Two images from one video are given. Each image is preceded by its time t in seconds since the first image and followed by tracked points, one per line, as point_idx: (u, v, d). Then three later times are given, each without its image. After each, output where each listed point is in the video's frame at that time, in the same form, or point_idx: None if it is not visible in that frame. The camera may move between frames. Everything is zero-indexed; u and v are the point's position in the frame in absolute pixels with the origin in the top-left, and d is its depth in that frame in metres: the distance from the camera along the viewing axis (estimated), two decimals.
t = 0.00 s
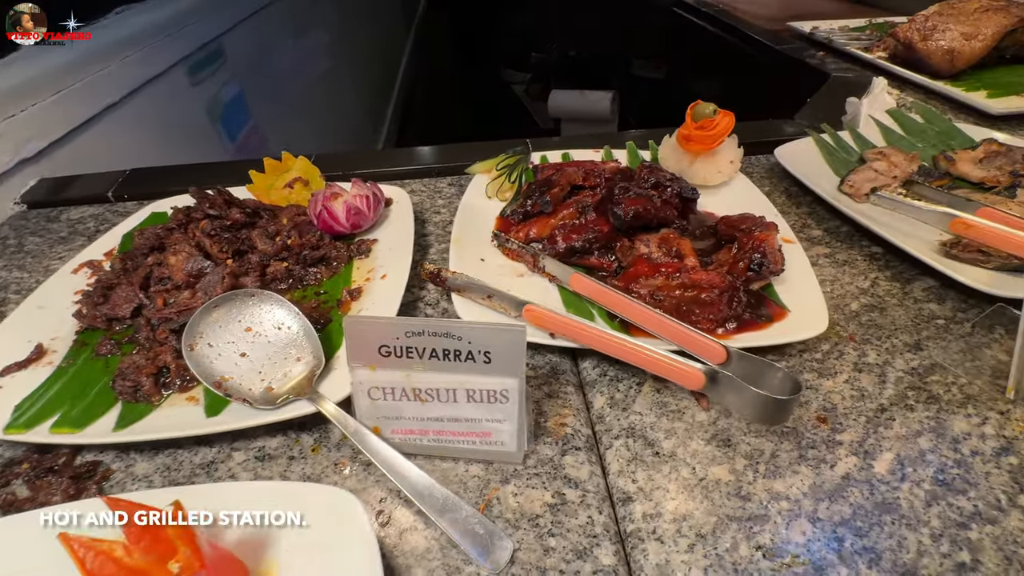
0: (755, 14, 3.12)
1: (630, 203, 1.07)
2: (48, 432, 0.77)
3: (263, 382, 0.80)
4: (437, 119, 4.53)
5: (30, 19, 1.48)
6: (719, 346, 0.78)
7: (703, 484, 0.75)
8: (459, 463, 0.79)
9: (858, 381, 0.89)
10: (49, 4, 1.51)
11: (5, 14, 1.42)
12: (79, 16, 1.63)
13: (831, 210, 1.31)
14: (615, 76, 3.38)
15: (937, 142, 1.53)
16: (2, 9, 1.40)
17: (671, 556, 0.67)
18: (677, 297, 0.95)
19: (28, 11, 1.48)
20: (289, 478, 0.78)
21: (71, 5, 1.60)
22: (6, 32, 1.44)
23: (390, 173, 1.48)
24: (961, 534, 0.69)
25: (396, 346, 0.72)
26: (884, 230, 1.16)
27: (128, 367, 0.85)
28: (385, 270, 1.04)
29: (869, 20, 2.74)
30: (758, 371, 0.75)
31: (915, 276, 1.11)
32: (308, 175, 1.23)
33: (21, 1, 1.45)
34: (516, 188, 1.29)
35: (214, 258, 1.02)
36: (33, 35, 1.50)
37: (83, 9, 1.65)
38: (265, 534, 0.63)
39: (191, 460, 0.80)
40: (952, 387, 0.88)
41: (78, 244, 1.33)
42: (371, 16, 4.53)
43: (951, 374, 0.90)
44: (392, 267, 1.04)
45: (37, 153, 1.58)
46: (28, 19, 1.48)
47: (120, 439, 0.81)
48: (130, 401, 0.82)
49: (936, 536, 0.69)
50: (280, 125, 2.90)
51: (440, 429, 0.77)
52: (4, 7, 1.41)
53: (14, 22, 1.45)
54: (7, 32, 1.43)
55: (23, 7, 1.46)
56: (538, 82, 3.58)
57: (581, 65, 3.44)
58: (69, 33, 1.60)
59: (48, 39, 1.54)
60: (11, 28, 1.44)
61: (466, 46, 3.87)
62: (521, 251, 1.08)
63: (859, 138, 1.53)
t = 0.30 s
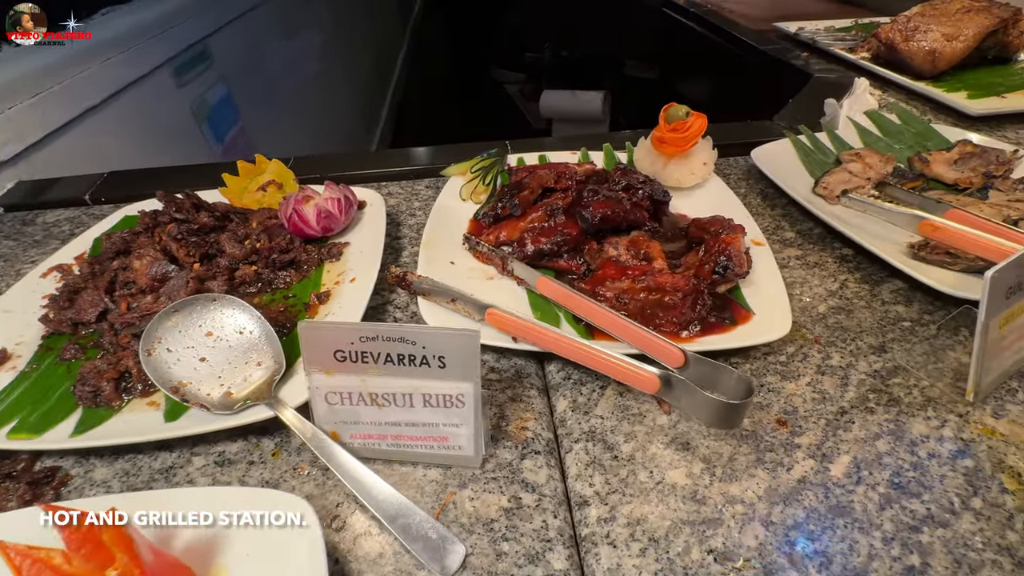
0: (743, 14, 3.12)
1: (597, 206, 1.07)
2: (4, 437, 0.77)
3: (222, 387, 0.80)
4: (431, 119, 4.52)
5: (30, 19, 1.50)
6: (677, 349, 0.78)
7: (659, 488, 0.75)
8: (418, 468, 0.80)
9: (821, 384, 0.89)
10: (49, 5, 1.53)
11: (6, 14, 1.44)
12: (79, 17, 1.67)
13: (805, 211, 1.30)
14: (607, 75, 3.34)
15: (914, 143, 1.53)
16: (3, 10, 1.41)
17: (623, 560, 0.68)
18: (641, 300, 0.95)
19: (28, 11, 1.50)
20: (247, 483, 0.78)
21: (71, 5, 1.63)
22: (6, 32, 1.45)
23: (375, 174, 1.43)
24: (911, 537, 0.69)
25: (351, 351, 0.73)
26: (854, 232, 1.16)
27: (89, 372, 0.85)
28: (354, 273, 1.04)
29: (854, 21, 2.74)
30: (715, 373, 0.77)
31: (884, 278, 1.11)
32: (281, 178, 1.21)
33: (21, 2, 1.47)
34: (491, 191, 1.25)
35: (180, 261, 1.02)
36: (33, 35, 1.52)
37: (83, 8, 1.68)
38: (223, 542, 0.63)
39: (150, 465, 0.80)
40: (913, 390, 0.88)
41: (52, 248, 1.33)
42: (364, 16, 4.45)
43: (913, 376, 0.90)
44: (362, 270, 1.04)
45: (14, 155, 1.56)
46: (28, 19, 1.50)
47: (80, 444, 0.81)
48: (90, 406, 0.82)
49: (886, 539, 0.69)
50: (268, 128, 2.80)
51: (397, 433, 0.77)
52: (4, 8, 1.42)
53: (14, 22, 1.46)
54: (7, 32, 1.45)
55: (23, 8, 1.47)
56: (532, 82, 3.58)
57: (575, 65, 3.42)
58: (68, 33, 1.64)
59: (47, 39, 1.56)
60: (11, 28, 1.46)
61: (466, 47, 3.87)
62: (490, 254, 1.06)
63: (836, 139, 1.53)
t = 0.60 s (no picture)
0: (736, 15, 3.13)
1: (579, 208, 1.07)
2: None
3: (202, 389, 0.80)
4: (429, 119, 4.53)
5: (30, 19, 1.52)
6: (651, 351, 0.80)
7: (632, 488, 0.76)
8: (396, 469, 0.80)
9: (796, 386, 0.90)
10: (48, 5, 1.56)
11: (6, 14, 1.47)
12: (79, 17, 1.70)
13: (788, 212, 1.31)
14: (604, 78, 3.32)
15: (899, 144, 1.53)
16: (3, 10, 1.44)
17: (593, 560, 0.69)
18: (620, 301, 0.96)
19: (28, 11, 1.52)
20: (226, 484, 0.79)
21: (71, 5, 1.66)
22: (7, 32, 1.48)
23: (364, 176, 1.44)
24: (880, 537, 0.70)
25: (327, 353, 0.73)
26: (835, 234, 1.17)
27: (71, 374, 0.86)
28: (338, 275, 1.05)
29: (846, 21, 2.75)
30: (689, 374, 0.78)
31: (864, 279, 1.12)
32: (269, 181, 1.21)
33: (21, 2, 1.49)
34: (476, 193, 1.26)
35: (163, 264, 1.03)
36: (33, 35, 1.54)
37: (82, 8, 1.71)
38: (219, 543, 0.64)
39: (131, 466, 0.81)
40: (888, 391, 0.89)
41: (41, 250, 1.34)
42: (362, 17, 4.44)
43: (889, 377, 0.91)
44: (346, 272, 1.05)
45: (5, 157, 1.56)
46: (29, 19, 1.53)
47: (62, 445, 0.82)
48: (72, 408, 0.82)
49: (854, 539, 0.70)
50: (264, 129, 2.78)
51: (374, 434, 0.77)
52: (4, 8, 1.45)
53: (14, 22, 1.49)
54: (7, 32, 1.47)
55: (23, 8, 1.50)
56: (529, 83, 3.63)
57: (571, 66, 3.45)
58: (68, 33, 1.66)
59: (47, 38, 1.59)
60: (11, 28, 1.49)
61: (465, 48, 3.89)
62: (473, 256, 1.07)
63: (821, 140, 1.53)
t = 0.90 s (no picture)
0: (734, 13, 3.12)
1: (567, 208, 1.08)
2: None
3: (189, 388, 0.81)
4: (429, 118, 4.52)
5: (30, 19, 1.54)
6: (635, 350, 0.80)
7: (615, 487, 0.77)
8: (381, 467, 0.81)
9: (781, 384, 0.90)
10: (49, 5, 1.58)
11: (6, 14, 1.48)
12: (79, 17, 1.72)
13: (779, 211, 1.31)
14: (603, 76, 3.30)
15: (891, 142, 1.53)
16: (3, 11, 1.46)
17: (574, 557, 0.70)
18: (606, 301, 0.96)
19: (28, 11, 1.54)
20: (212, 482, 0.79)
21: (71, 5, 1.68)
22: (7, 32, 1.50)
23: (358, 176, 1.44)
24: (859, 535, 0.71)
25: (311, 353, 0.74)
26: (824, 233, 1.17)
27: (60, 373, 0.87)
28: (327, 275, 1.05)
29: (842, 19, 2.75)
30: (672, 374, 0.79)
31: (852, 278, 1.12)
32: (260, 181, 1.22)
33: (21, 2, 1.51)
34: (467, 192, 1.27)
35: (153, 264, 1.03)
36: (33, 35, 1.56)
37: (80, 8, 1.72)
38: (218, 542, 0.65)
39: (119, 465, 0.82)
40: (873, 389, 0.89)
41: (35, 250, 1.35)
42: (361, 15, 4.45)
43: (874, 376, 0.91)
44: (335, 272, 1.05)
45: None
46: (29, 19, 1.54)
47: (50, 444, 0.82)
48: (61, 407, 0.83)
49: (834, 537, 0.71)
50: (263, 129, 2.79)
51: (358, 433, 0.78)
52: (5, 8, 1.46)
53: (14, 22, 1.51)
54: (7, 32, 1.49)
55: (23, 8, 1.51)
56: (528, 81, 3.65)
57: (569, 64, 3.45)
58: (68, 33, 1.68)
59: (47, 38, 1.61)
60: (11, 28, 1.51)
61: (467, 47, 3.98)
62: (461, 255, 1.07)
63: (813, 139, 1.53)
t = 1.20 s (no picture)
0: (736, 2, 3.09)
1: (562, 198, 1.07)
2: None
3: (182, 379, 0.81)
4: (429, 110, 4.50)
5: (30, 19, 1.54)
6: (629, 341, 0.80)
7: (608, 477, 0.77)
8: (374, 457, 0.81)
9: (777, 374, 0.90)
10: (49, 5, 1.58)
11: (6, 14, 1.49)
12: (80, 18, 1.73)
13: (777, 201, 1.30)
14: (603, 67, 3.27)
15: (893, 131, 1.51)
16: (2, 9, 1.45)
17: (567, 547, 0.70)
18: (601, 291, 0.96)
19: (28, 11, 1.55)
20: (206, 472, 0.79)
21: (71, 5, 1.69)
22: (6, 32, 1.50)
23: (355, 167, 1.44)
24: (853, 524, 0.70)
25: (303, 343, 0.74)
26: (822, 223, 1.16)
27: (54, 364, 0.86)
28: (321, 267, 1.05)
29: (846, 8, 2.71)
30: (666, 363, 0.78)
31: (850, 269, 1.11)
32: (255, 172, 1.21)
33: (21, 2, 1.51)
34: (463, 183, 1.26)
35: (147, 256, 1.03)
36: (33, 35, 1.57)
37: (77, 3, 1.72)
38: (217, 542, 0.64)
39: (114, 455, 0.82)
40: (869, 379, 0.88)
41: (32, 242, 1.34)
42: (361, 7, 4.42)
43: (871, 366, 0.91)
44: (329, 263, 1.04)
45: None
46: (29, 19, 1.55)
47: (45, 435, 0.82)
48: (55, 398, 0.83)
49: (828, 526, 0.70)
50: (262, 122, 2.78)
51: (351, 424, 0.78)
52: (4, 8, 1.47)
53: (14, 22, 1.51)
54: (7, 31, 1.49)
55: (23, 8, 1.52)
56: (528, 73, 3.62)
57: (569, 55, 3.42)
58: (69, 33, 1.69)
59: (47, 38, 1.62)
60: (11, 28, 1.51)
61: (468, 39, 3.95)
62: (456, 246, 1.07)
63: (814, 128, 1.51)
